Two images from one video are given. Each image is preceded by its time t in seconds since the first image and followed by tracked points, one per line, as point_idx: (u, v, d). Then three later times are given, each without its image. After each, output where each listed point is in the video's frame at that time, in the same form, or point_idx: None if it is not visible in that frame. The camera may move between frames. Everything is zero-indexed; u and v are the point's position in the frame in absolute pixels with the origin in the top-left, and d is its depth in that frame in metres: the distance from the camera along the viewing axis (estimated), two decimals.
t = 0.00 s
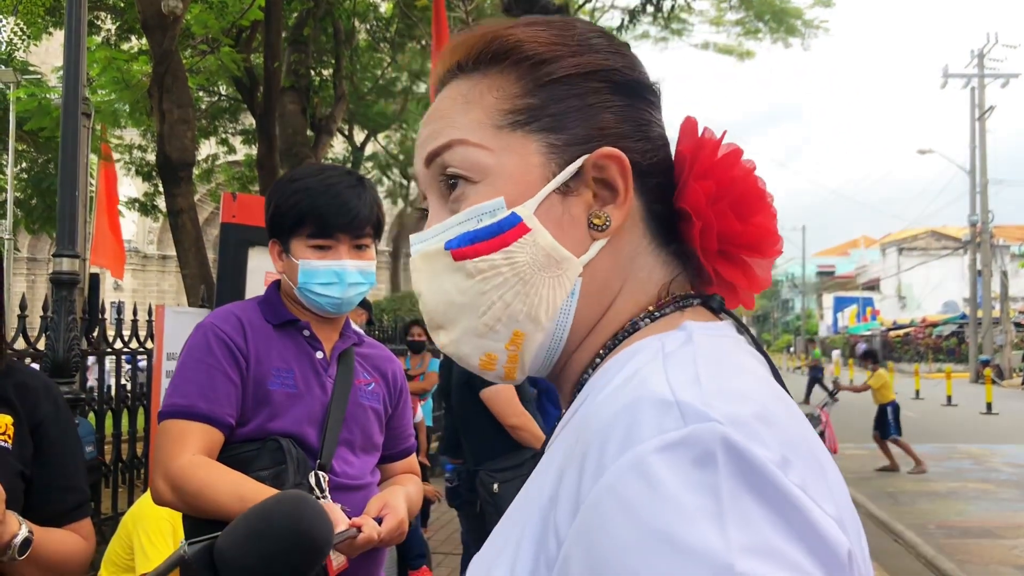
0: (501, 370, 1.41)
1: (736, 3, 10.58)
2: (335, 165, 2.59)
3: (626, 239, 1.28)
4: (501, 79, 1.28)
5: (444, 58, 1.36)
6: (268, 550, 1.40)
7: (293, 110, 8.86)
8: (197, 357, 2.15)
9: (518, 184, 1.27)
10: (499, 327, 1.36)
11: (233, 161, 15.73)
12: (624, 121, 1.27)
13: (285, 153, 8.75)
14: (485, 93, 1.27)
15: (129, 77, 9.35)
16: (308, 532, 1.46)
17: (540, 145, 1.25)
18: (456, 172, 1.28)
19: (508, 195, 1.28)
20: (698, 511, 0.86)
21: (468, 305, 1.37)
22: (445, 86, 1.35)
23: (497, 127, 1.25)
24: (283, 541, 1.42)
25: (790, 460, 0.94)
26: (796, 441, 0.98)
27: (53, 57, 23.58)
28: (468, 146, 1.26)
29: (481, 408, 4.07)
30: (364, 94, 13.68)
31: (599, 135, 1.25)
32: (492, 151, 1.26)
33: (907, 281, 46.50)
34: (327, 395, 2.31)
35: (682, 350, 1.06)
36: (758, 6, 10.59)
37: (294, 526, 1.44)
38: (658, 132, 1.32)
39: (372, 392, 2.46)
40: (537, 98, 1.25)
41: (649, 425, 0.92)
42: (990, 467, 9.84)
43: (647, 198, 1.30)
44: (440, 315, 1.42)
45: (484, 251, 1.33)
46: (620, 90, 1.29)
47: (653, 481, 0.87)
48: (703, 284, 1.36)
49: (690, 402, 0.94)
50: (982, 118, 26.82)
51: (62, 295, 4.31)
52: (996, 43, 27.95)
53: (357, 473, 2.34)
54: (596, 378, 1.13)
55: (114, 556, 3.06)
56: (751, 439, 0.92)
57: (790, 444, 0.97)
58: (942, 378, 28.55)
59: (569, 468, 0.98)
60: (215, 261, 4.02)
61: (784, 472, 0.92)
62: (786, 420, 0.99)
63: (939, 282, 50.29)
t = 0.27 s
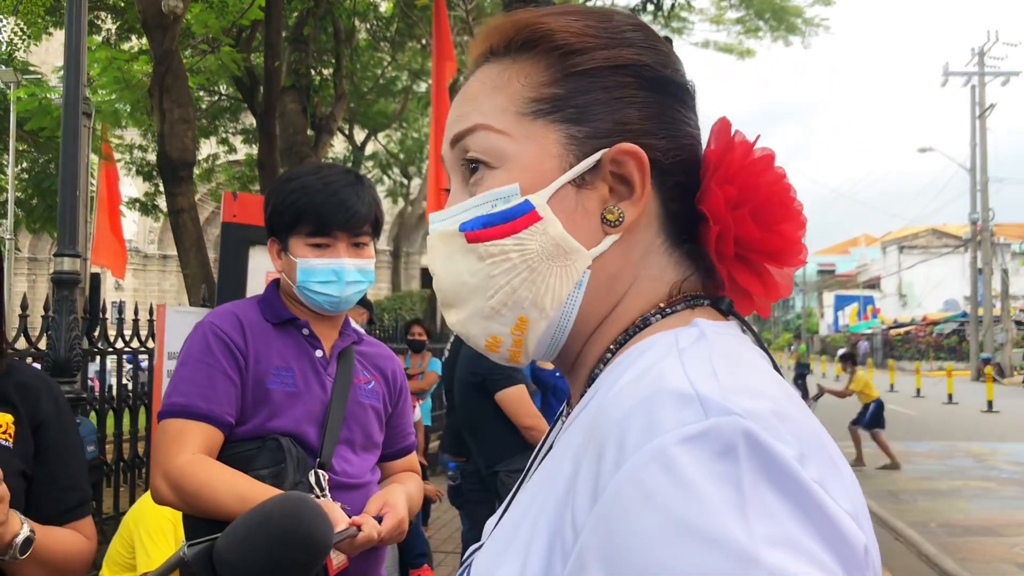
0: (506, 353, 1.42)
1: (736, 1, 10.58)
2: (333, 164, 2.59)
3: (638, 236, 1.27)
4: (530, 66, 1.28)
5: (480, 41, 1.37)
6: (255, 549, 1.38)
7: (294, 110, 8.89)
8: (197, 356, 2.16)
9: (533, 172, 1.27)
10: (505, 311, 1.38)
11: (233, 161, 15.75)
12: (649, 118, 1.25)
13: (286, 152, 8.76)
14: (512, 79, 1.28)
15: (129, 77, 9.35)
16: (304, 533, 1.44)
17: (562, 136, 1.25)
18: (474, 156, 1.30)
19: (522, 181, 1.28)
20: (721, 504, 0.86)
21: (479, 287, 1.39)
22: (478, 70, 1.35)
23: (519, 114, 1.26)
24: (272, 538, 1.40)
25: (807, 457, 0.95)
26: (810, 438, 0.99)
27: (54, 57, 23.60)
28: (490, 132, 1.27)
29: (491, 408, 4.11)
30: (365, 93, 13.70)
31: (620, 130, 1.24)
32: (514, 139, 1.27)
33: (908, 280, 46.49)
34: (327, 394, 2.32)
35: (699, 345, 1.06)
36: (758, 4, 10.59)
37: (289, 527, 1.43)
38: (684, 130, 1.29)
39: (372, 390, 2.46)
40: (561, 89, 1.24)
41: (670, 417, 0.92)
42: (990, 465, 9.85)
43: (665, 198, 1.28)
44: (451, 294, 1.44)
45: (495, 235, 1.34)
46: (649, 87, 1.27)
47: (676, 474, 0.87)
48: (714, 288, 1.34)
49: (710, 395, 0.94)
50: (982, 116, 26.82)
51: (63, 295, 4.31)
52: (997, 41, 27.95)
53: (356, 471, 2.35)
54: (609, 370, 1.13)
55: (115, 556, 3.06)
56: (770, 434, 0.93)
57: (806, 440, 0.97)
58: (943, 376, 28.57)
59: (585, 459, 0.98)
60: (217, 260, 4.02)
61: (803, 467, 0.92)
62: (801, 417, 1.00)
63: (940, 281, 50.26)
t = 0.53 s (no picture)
0: (506, 334, 1.43)
1: None
2: (331, 162, 2.59)
3: (644, 232, 1.22)
4: (560, 52, 1.27)
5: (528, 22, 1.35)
6: (253, 549, 1.39)
7: (294, 108, 8.90)
8: (196, 354, 2.16)
9: (540, 156, 1.28)
10: (504, 291, 1.38)
11: (233, 159, 15.76)
12: (668, 119, 1.20)
13: (286, 150, 8.76)
14: (543, 63, 1.28)
15: (129, 76, 9.36)
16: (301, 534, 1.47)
17: (573, 123, 1.24)
18: (495, 140, 1.32)
19: (529, 165, 1.28)
20: (728, 497, 0.85)
21: (482, 266, 1.41)
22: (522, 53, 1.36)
23: (540, 100, 1.27)
24: (268, 536, 1.42)
25: (813, 453, 0.94)
26: (816, 434, 0.98)
27: (54, 56, 23.63)
28: (512, 116, 1.29)
29: (497, 407, 4.11)
30: (365, 91, 13.70)
31: (627, 122, 1.21)
32: (529, 122, 1.28)
33: (907, 278, 46.52)
34: (326, 391, 2.32)
35: (708, 338, 1.06)
36: (759, 1, 10.58)
37: (283, 526, 1.44)
38: (707, 128, 1.23)
39: (372, 388, 2.47)
40: (582, 78, 1.23)
41: (678, 407, 0.92)
42: (991, 463, 9.85)
43: (681, 198, 1.22)
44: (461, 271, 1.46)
45: (496, 217, 1.35)
46: (679, 85, 1.21)
47: (683, 465, 0.86)
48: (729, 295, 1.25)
49: (718, 388, 0.94)
50: (982, 114, 26.84)
51: (63, 293, 4.31)
52: (997, 38, 27.95)
53: (357, 469, 2.35)
54: (615, 360, 1.12)
55: (116, 554, 3.06)
56: (777, 429, 0.93)
57: (812, 437, 0.97)
58: (943, 374, 28.60)
59: (590, 448, 0.98)
60: (217, 259, 4.02)
61: (810, 462, 0.92)
62: (808, 413, 1.00)
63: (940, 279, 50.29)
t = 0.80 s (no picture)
0: (509, 316, 1.45)
1: None
2: (336, 160, 2.59)
3: (649, 225, 1.19)
4: (586, 37, 1.26)
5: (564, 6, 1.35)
6: (251, 545, 1.43)
7: (294, 106, 8.89)
8: (196, 351, 2.16)
9: (550, 140, 1.28)
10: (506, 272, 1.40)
11: (233, 157, 15.76)
12: (684, 112, 1.17)
13: (286, 148, 8.76)
14: (571, 47, 1.28)
15: (129, 74, 9.35)
16: (298, 528, 1.50)
17: (586, 108, 1.24)
18: (519, 122, 1.34)
19: (539, 148, 1.29)
20: (718, 513, 0.83)
21: (489, 244, 1.43)
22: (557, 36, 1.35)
23: (560, 85, 1.27)
24: (266, 532, 1.46)
25: (811, 468, 0.92)
26: (817, 448, 0.96)
27: (54, 53, 23.62)
28: (532, 100, 1.31)
29: (502, 405, 4.12)
30: (365, 89, 13.69)
31: (644, 112, 1.18)
32: (546, 106, 1.29)
33: (907, 276, 46.53)
34: (327, 389, 2.32)
35: (710, 343, 1.04)
36: None
37: (281, 522, 1.48)
38: (727, 123, 1.20)
39: (372, 385, 2.47)
40: (603, 64, 1.22)
41: (671, 418, 0.90)
42: (990, 461, 9.85)
43: (695, 194, 1.18)
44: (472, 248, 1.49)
45: (504, 197, 1.38)
46: (698, 76, 1.19)
47: (673, 477, 0.85)
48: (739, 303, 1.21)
49: (714, 399, 0.92)
50: (981, 113, 26.84)
51: (64, 291, 4.31)
52: (997, 36, 27.92)
53: (357, 467, 2.35)
54: (613, 363, 1.10)
55: (118, 552, 3.07)
56: (773, 443, 0.90)
57: (812, 450, 0.95)
58: (942, 372, 28.62)
59: (581, 454, 0.96)
60: (218, 257, 4.02)
61: (805, 479, 0.90)
62: (809, 425, 0.97)
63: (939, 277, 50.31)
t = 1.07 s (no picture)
0: (515, 321, 1.46)
1: None
2: (347, 161, 2.58)
3: (647, 215, 1.18)
4: (570, 35, 1.28)
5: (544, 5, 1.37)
6: (257, 541, 1.46)
7: (294, 104, 8.89)
8: (198, 349, 2.16)
9: (540, 138, 1.29)
10: (509, 277, 1.42)
11: (234, 156, 15.76)
12: (676, 94, 1.17)
13: (287, 146, 8.76)
14: (554, 47, 1.30)
15: (130, 73, 9.35)
16: (300, 524, 1.51)
17: (574, 103, 1.25)
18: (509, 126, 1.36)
19: (530, 149, 1.31)
20: (710, 539, 0.81)
21: (490, 250, 1.45)
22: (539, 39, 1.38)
23: (546, 84, 1.29)
24: (272, 528, 1.48)
25: (811, 491, 0.89)
26: (819, 468, 0.93)
27: (56, 53, 23.63)
28: (520, 102, 1.33)
29: (504, 404, 4.12)
30: (366, 87, 13.69)
31: (634, 98, 1.19)
32: (534, 106, 1.31)
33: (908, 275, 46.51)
34: (329, 387, 2.32)
35: (711, 352, 1.01)
36: None
37: (286, 518, 1.50)
38: (720, 105, 1.20)
39: (375, 383, 2.47)
40: (585, 58, 1.24)
41: (665, 436, 0.88)
42: (992, 460, 9.84)
43: (691, 176, 1.18)
44: (479, 258, 1.51)
45: (499, 202, 1.40)
46: (685, 57, 1.20)
47: (664, 500, 0.82)
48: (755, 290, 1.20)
49: (711, 418, 0.89)
50: (982, 112, 26.83)
51: (64, 289, 4.31)
52: (998, 35, 27.91)
53: (360, 465, 2.36)
54: (613, 371, 1.08)
55: (119, 551, 3.06)
56: (770, 465, 0.88)
57: (813, 471, 0.92)
58: (944, 371, 28.58)
59: (574, 468, 0.94)
60: (218, 254, 4.02)
61: (802, 504, 0.87)
62: (812, 444, 0.94)
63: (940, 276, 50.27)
